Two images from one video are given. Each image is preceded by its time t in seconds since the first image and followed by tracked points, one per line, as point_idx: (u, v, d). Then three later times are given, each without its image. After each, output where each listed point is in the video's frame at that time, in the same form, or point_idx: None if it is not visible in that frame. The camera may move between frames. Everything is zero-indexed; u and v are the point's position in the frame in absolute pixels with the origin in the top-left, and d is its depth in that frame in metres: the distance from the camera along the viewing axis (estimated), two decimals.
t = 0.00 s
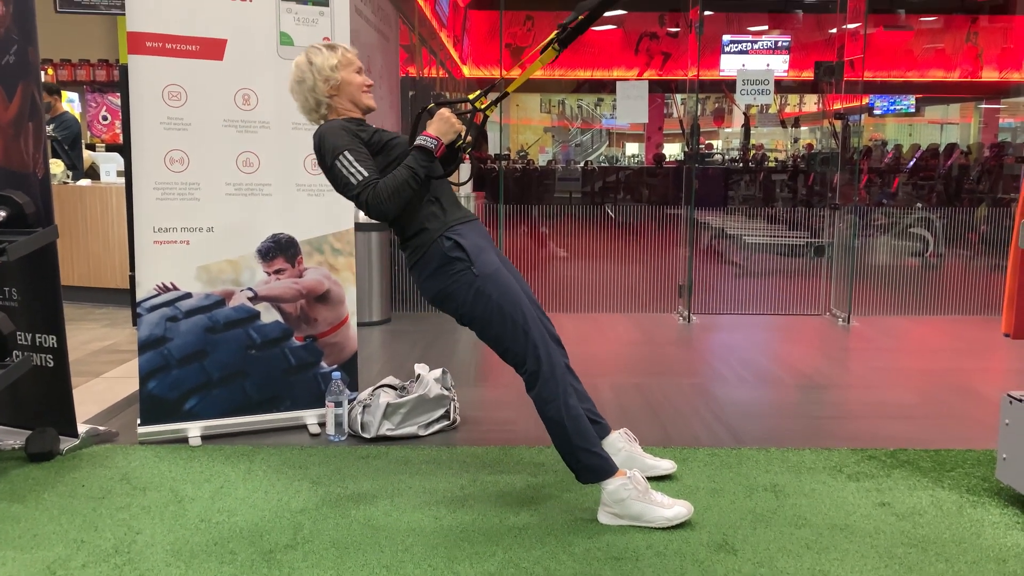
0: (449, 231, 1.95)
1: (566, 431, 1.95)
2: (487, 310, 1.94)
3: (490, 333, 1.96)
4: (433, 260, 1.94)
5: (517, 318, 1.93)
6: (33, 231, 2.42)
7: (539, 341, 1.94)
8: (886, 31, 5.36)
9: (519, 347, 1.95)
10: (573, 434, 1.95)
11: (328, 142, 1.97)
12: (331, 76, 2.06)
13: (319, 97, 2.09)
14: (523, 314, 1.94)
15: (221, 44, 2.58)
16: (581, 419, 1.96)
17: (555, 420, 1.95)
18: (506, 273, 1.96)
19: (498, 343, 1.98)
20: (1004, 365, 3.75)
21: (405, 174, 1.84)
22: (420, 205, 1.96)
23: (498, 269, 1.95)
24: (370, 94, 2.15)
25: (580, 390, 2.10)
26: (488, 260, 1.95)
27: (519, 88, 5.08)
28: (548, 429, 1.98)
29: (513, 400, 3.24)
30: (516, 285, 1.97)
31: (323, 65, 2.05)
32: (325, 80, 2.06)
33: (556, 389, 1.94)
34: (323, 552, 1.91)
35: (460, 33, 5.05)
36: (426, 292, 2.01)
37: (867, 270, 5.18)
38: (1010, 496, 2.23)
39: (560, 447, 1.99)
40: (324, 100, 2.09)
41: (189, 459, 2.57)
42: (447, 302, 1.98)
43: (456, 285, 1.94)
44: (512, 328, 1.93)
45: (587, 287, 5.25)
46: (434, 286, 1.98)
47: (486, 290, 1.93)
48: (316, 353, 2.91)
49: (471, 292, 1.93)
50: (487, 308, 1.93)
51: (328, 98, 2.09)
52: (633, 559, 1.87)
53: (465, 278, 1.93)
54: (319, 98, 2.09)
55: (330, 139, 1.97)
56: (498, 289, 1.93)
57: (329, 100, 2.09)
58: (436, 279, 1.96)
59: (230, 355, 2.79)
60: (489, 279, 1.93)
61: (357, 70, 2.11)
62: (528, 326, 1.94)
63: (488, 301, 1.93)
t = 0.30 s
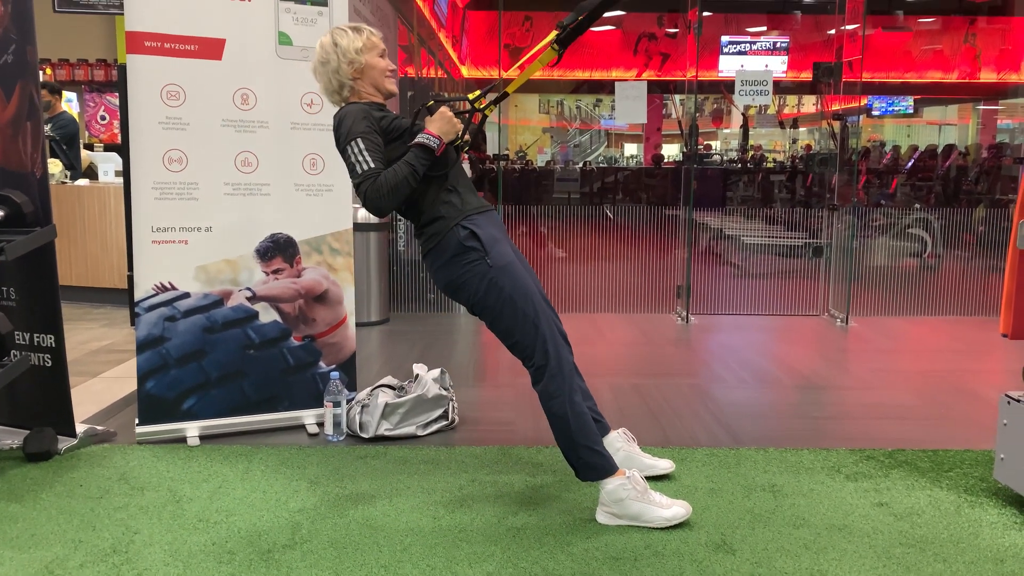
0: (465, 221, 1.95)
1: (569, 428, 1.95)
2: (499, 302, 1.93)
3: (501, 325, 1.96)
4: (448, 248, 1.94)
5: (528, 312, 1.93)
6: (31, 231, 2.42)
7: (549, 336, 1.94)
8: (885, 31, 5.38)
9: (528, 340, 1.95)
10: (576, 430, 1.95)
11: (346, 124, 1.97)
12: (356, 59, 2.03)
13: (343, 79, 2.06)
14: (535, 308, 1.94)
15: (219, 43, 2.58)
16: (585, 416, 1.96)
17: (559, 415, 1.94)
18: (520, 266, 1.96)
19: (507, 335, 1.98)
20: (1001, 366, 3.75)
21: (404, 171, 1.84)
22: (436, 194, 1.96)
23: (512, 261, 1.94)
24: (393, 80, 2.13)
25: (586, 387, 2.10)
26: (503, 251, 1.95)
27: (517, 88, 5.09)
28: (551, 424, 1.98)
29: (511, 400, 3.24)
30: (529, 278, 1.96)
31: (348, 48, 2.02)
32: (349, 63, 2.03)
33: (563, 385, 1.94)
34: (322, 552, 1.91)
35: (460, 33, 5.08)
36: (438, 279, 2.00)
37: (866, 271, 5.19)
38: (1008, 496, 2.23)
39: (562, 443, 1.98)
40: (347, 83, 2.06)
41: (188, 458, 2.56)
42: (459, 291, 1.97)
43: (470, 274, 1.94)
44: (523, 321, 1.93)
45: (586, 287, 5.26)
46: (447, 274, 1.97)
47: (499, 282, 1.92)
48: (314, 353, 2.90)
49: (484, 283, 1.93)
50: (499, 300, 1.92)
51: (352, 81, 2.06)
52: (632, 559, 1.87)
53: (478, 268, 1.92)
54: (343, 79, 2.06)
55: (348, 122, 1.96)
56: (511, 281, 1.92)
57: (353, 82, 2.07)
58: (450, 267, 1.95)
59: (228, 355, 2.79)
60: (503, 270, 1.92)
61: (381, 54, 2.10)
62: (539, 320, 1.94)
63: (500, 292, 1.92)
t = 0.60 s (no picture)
0: (467, 221, 1.95)
1: (569, 429, 1.95)
2: (500, 303, 1.93)
3: (501, 325, 1.96)
4: (450, 248, 1.94)
5: (529, 313, 1.93)
6: (32, 231, 2.42)
7: (549, 338, 1.94)
8: (886, 31, 5.38)
9: (528, 341, 1.95)
10: (576, 431, 1.95)
11: (353, 121, 1.97)
12: (358, 53, 2.01)
13: (349, 74, 2.04)
14: (536, 310, 1.94)
15: (220, 44, 2.58)
16: (585, 417, 1.97)
17: (559, 417, 1.95)
18: (521, 267, 1.96)
19: (507, 335, 1.98)
20: (1002, 366, 3.75)
21: (406, 173, 1.84)
22: (438, 195, 1.96)
23: (513, 262, 1.94)
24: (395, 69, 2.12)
25: (586, 388, 2.10)
26: (504, 252, 1.95)
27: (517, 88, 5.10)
28: (551, 425, 1.98)
29: (512, 400, 3.25)
30: (529, 279, 1.97)
31: (349, 42, 2.00)
32: (353, 57, 2.01)
33: (563, 387, 1.95)
34: (323, 552, 1.91)
35: (460, 33, 5.08)
36: (439, 280, 2.00)
37: (866, 271, 5.19)
38: (1008, 497, 2.24)
39: (561, 444, 1.99)
40: (353, 77, 2.04)
41: (189, 459, 2.57)
42: (460, 291, 1.97)
43: (471, 274, 1.93)
44: (523, 322, 1.93)
45: (586, 287, 5.26)
46: (447, 274, 1.97)
47: (500, 283, 1.92)
48: (315, 353, 2.91)
49: (485, 283, 1.93)
50: (500, 301, 1.92)
51: (358, 74, 2.04)
52: (633, 560, 1.87)
53: (479, 269, 1.92)
54: (350, 75, 2.04)
55: (355, 119, 1.96)
56: (512, 282, 1.92)
57: (359, 76, 2.05)
58: (451, 267, 1.95)
59: (229, 355, 2.79)
60: (504, 271, 1.92)
61: (382, 45, 2.07)
62: (540, 321, 1.94)
63: (500, 293, 1.92)
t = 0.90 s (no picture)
0: (451, 234, 1.97)
1: (567, 434, 1.95)
2: (489, 313, 1.94)
3: (493, 335, 1.97)
4: (436, 262, 1.96)
5: (519, 321, 1.93)
6: (35, 233, 2.43)
7: (542, 344, 1.94)
8: (888, 31, 5.36)
9: (521, 349, 1.95)
10: (575, 436, 1.96)
11: (342, 137, 1.99)
12: (334, 68, 2.07)
13: (327, 91, 2.09)
14: (526, 317, 1.94)
15: (222, 47, 2.59)
16: (582, 421, 1.96)
17: (557, 422, 1.95)
18: (509, 276, 1.97)
19: (500, 345, 1.99)
20: (1004, 367, 3.74)
21: (410, 176, 1.86)
22: (426, 208, 1.99)
23: (500, 272, 1.95)
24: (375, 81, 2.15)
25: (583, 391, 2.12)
26: (491, 262, 1.96)
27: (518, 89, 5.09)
28: (550, 432, 1.98)
29: (514, 401, 3.25)
30: (518, 287, 1.97)
31: (325, 59, 2.06)
32: (329, 74, 2.07)
33: (558, 392, 1.94)
34: (326, 553, 1.92)
35: (462, 34, 5.08)
36: (429, 293, 2.02)
37: (869, 271, 5.18)
38: (1010, 498, 2.23)
39: (561, 449, 1.99)
40: (332, 93, 2.10)
41: (192, 460, 2.58)
42: (450, 304, 1.98)
43: (459, 286, 1.95)
44: (514, 330, 1.93)
45: (588, 288, 5.25)
46: (436, 287, 1.98)
47: (488, 293, 1.93)
48: (318, 354, 2.91)
49: (473, 294, 1.94)
50: (490, 311, 1.93)
51: (337, 90, 2.09)
52: (635, 560, 1.88)
53: (467, 280, 1.94)
54: (328, 91, 2.09)
55: (346, 133, 1.98)
56: (500, 291, 1.93)
57: (338, 92, 2.09)
58: (439, 280, 1.97)
59: (232, 356, 2.80)
60: (492, 281, 1.93)
61: (358, 60, 2.12)
62: (531, 328, 1.94)
63: (489, 303, 1.93)
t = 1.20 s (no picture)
0: (427, 250, 1.98)
1: (562, 437, 1.95)
2: (472, 324, 1.94)
3: (478, 346, 1.97)
4: (414, 279, 1.97)
5: (503, 329, 1.93)
6: (37, 232, 2.43)
7: (527, 350, 1.94)
8: (889, 27, 5.35)
9: (507, 357, 1.95)
10: (569, 438, 1.96)
11: (315, 159, 2.00)
12: (297, 94, 2.27)
13: (293, 116, 2.31)
14: (509, 325, 1.94)
15: (223, 45, 2.59)
16: (575, 422, 1.96)
17: (551, 426, 1.95)
18: (488, 286, 1.97)
19: (486, 355, 1.99)
20: (1005, 363, 3.74)
21: (407, 175, 1.91)
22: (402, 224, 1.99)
23: (479, 283, 1.96)
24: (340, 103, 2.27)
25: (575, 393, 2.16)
26: (469, 274, 1.97)
27: (518, 86, 5.08)
28: (544, 436, 1.98)
29: (515, 398, 3.26)
30: (499, 296, 1.97)
31: (289, 86, 2.27)
32: (293, 99, 2.28)
33: (549, 396, 1.95)
34: (327, 550, 1.92)
35: (462, 31, 5.10)
36: (411, 310, 2.03)
37: (870, 267, 5.18)
38: (1010, 493, 2.23)
39: (558, 452, 1.99)
40: (298, 118, 2.30)
41: (194, 457, 2.58)
42: (432, 319, 1.99)
43: (439, 301, 1.95)
44: (498, 339, 1.94)
45: (589, 286, 5.26)
46: (418, 304, 1.99)
47: (469, 305, 1.94)
48: (319, 352, 2.92)
49: (454, 308, 1.94)
50: (472, 323, 1.94)
51: (301, 116, 2.30)
52: (635, 557, 1.88)
53: (446, 294, 1.94)
54: (292, 117, 2.32)
55: (324, 154, 2.00)
56: (480, 302, 1.94)
57: (303, 117, 2.30)
58: (420, 296, 1.98)
59: (233, 354, 2.80)
60: (471, 293, 1.94)
61: (323, 85, 2.29)
62: (515, 335, 1.94)
63: (471, 315, 1.94)
